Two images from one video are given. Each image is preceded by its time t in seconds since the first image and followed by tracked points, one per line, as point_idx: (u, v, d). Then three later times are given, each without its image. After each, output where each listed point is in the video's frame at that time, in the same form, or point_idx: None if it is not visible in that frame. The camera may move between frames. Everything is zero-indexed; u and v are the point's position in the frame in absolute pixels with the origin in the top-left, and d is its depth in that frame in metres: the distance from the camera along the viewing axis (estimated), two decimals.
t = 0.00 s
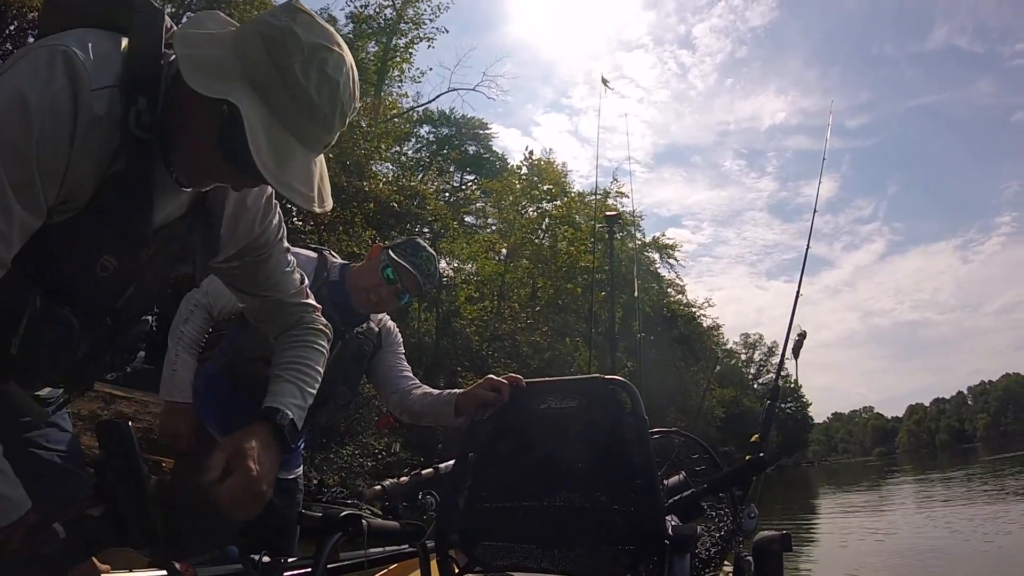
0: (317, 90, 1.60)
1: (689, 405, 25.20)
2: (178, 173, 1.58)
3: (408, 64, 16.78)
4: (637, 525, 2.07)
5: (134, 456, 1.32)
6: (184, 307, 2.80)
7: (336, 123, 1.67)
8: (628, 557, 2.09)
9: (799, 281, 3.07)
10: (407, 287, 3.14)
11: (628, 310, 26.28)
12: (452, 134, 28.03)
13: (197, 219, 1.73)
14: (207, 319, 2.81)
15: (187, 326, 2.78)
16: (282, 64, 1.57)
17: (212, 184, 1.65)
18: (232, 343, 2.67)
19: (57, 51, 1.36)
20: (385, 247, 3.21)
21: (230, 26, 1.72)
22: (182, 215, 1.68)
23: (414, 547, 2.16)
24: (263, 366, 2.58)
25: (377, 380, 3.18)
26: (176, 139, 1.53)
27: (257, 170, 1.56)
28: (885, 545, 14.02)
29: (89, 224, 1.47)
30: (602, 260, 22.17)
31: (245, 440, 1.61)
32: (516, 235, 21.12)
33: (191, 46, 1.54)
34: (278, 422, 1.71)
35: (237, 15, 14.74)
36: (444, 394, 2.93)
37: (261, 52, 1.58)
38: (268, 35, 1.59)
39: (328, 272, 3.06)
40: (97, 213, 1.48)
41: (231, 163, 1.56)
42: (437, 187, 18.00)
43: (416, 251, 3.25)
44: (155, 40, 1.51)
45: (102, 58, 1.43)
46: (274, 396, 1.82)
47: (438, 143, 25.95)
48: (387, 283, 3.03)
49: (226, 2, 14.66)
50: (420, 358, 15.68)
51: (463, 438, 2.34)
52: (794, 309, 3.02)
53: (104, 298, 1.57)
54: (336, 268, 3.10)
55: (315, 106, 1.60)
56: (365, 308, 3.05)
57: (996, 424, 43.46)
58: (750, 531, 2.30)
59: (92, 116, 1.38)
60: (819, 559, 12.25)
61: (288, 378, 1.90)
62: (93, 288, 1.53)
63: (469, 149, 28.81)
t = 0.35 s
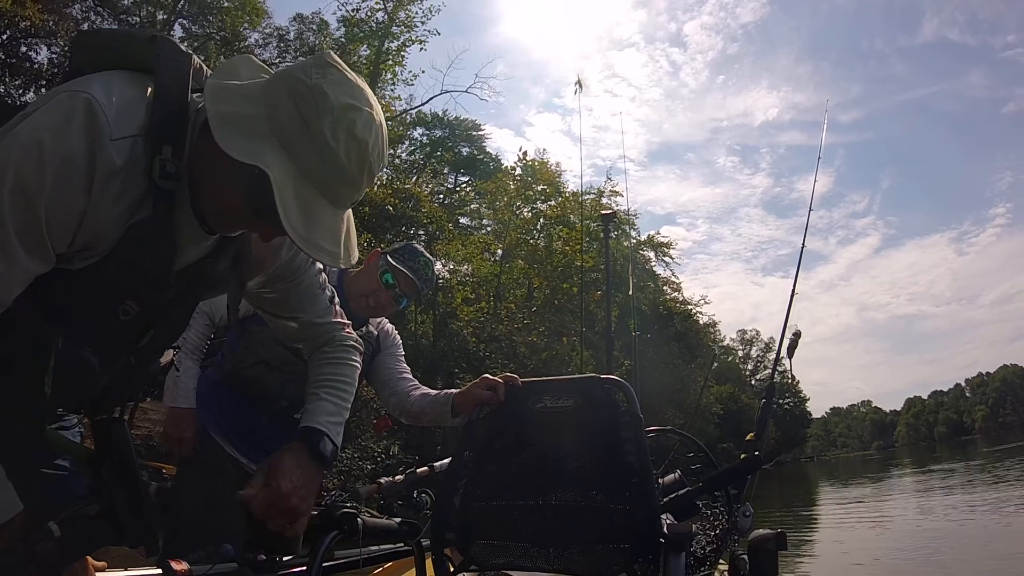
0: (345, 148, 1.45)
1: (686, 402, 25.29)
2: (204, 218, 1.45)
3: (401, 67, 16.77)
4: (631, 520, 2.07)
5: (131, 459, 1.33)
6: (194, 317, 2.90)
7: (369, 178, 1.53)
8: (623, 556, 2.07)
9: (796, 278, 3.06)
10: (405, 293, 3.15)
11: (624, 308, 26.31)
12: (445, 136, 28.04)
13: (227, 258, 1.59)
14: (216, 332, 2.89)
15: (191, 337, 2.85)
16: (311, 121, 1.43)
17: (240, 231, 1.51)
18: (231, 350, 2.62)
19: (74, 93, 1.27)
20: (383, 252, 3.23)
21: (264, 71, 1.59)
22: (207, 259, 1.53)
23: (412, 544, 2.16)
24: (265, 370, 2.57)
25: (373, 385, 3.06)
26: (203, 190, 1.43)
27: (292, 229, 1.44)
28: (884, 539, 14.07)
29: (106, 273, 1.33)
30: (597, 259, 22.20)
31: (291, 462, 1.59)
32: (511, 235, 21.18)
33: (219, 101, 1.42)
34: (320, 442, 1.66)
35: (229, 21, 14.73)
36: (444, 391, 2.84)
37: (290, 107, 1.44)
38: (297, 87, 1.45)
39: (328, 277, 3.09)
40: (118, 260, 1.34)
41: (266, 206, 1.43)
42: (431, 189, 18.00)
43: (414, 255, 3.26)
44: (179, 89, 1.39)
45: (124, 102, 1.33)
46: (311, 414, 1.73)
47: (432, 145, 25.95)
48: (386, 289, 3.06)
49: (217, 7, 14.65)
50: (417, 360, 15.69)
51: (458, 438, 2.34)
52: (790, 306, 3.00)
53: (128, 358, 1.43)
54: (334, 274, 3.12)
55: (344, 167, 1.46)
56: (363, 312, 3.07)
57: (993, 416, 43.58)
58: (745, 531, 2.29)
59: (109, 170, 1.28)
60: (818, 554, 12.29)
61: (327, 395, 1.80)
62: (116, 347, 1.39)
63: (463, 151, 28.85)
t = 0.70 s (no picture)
0: (366, 245, 1.80)
1: (691, 394, 25.30)
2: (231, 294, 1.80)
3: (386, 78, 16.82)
4: (624, 516, 2.05)
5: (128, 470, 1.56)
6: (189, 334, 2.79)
7: (380, 271, 1.86)
8: (617, 552, 2.07)
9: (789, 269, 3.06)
10: (394, 299, 3.10)
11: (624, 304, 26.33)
12: (435, 143, 28.10)
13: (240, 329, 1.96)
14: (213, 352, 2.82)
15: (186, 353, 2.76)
16: (341, 223, 1.78)
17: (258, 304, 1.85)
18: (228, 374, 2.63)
19: (133, 172, 1.66)
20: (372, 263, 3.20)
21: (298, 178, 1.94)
22: (226, 327, 1.91)
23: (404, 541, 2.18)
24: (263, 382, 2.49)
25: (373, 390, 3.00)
26: (227, 262, 1.77)
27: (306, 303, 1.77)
28: (895, 520, 14.07)
29: (140, 327, 1.73)
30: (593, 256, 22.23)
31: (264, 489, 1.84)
32: (505, 238, 21.25)
33: (266, 196, 1.76)
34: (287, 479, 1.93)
35: (212, 43, 14.80)
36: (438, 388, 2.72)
37: (325, 210, 1.78)
38: (330, 194, 1.79)
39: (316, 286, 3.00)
40: (147, 320, 1.74)
41: (277, 288, 1.76)
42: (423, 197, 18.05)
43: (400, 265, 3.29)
44: (219, 177, 1.74)
45: (172, 187, 1.70)
46: (275, 458, 2.07)
47: (422, 153, 26.00)
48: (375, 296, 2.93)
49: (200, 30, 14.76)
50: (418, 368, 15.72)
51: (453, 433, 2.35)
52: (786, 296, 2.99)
53: (157, 397, 1.82)
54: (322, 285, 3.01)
55: (364, 260, 1.80)
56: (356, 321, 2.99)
57: (1001, 390, 43.43)
58: (739, 527, 2.30)
59: (153, 244, 1.65)
60: (829, 538, 12.31)
61: (290, 443, 2.15)
62: (141, 383, 1.77)
63: (453, 157, 28.89)
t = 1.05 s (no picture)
0: (373, 260, 1.71)
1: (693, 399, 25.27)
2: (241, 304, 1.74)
3: (392, 79, 16.85)
4: (612, 521, 2.10)
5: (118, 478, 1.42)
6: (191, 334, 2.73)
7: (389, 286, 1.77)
8: (603, 557, 2.12)
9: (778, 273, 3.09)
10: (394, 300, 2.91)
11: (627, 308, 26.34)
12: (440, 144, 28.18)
13: (250, 339, 1.88)
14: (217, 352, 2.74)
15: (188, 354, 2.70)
16: (348, 238, 1.69)
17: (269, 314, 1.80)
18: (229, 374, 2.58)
19: (145, 181, 1.63)
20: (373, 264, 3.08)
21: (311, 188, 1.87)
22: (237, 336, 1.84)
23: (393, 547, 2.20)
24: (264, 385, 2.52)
25: (366, 392, 2.97)
26: (238, 271, 1.72)
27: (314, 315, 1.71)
28: (896, 530, 14.03)
29: (148, 334, 1.66)
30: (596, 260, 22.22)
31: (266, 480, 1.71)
32: (509, 240, 21.23)
33: (275, 205, 1.71)
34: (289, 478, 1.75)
35: (219, 42, 14.83)
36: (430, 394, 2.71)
37: (332, 223, 1.70)
38: (340, 206, 1.71)
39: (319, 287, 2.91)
40: (156, 328, 1.67)
41: (283, 301, 1.72)
42: (428, 198, 18.06)
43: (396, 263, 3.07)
44: (229, 185, 1.71)
45: (183, 196, 1.67)
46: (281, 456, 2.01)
47: (427, 154, 26.06)
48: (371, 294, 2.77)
49: (207, 30, 14.96)
50: (421, 370, 15.78)
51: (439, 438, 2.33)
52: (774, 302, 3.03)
53: (167, 407, 1.73)
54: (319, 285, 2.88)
55: (371, 275, 1.72)
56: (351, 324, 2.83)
57: (1004, 402, 43.34)
58: (725, 533, 2.31)
59: (163, 249, 1.60)
60: (828, 547, 12.29)
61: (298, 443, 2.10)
62: (150, 389, 1.68)
63: (458, 158, 28.92)
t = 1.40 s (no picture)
0: (383, 209, 1.70)
1: (700, 408, 25.17)
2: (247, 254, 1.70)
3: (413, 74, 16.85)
4: (607, 525, 2.08)
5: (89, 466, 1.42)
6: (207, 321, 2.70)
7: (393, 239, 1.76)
8: (602, 560, 2.09)
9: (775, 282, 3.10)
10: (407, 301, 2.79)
11: (638, 313, 26.27)
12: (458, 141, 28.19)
13: (258, 292, 1.84)
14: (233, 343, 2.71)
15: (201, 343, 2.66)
16: (360, 186, 1.67)
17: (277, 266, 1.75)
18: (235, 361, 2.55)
19: (142, 133, 1.55)
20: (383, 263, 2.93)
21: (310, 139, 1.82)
22: (245, 289, 1.79)
23: (388, 552, 2.17)
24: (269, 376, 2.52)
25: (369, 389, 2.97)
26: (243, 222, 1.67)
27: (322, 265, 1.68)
28: (899, 550, 13.93)
29: (154, 287, 1.63)
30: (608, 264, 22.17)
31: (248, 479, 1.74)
32: (523, 240, 21.17)
33: (282, 151, 1.66)
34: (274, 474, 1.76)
35: (241, 31, 14.91)
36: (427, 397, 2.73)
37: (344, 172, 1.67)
38: (348, 154, 1.69)
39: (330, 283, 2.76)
40: (164, 281, 1.64)
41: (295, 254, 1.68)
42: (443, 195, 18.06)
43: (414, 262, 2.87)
44: (227, 136, 1.63)
45: (180, 149, 1.59)
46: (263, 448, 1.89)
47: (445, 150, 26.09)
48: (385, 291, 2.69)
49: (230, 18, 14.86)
50: (429, 366, 15.82)
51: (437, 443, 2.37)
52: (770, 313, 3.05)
53: (171, 359, 1.73)
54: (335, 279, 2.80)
55: (381, 226, 1.70)
56: (364, 322, 2.72)
57: (1014, 426, 42.94)
58: (722, 538, 2.31)
59: (164, 200, 1.53)
60: (829, 564, 12.22)
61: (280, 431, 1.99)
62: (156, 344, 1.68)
63: (476, 155, 28.92)
